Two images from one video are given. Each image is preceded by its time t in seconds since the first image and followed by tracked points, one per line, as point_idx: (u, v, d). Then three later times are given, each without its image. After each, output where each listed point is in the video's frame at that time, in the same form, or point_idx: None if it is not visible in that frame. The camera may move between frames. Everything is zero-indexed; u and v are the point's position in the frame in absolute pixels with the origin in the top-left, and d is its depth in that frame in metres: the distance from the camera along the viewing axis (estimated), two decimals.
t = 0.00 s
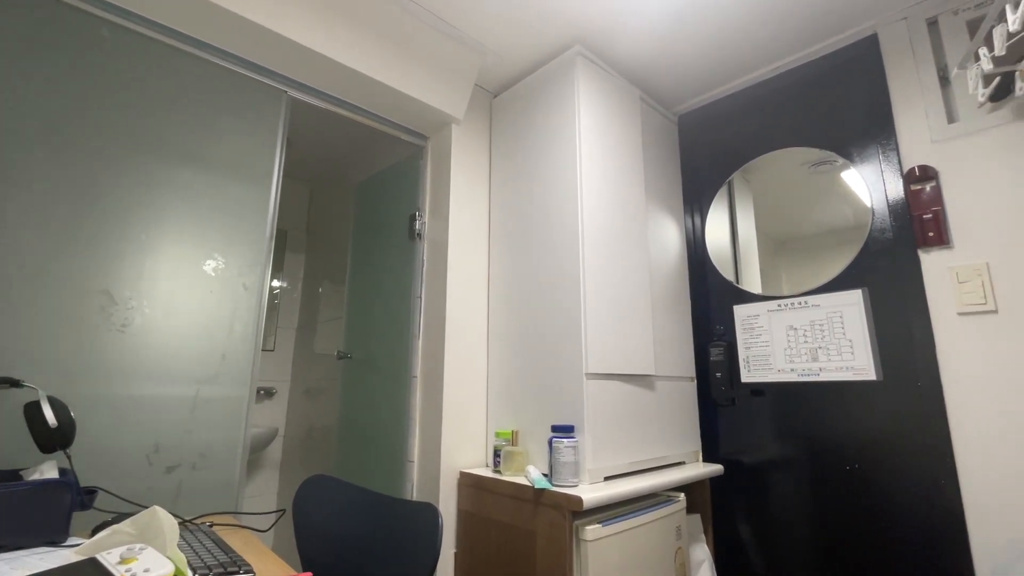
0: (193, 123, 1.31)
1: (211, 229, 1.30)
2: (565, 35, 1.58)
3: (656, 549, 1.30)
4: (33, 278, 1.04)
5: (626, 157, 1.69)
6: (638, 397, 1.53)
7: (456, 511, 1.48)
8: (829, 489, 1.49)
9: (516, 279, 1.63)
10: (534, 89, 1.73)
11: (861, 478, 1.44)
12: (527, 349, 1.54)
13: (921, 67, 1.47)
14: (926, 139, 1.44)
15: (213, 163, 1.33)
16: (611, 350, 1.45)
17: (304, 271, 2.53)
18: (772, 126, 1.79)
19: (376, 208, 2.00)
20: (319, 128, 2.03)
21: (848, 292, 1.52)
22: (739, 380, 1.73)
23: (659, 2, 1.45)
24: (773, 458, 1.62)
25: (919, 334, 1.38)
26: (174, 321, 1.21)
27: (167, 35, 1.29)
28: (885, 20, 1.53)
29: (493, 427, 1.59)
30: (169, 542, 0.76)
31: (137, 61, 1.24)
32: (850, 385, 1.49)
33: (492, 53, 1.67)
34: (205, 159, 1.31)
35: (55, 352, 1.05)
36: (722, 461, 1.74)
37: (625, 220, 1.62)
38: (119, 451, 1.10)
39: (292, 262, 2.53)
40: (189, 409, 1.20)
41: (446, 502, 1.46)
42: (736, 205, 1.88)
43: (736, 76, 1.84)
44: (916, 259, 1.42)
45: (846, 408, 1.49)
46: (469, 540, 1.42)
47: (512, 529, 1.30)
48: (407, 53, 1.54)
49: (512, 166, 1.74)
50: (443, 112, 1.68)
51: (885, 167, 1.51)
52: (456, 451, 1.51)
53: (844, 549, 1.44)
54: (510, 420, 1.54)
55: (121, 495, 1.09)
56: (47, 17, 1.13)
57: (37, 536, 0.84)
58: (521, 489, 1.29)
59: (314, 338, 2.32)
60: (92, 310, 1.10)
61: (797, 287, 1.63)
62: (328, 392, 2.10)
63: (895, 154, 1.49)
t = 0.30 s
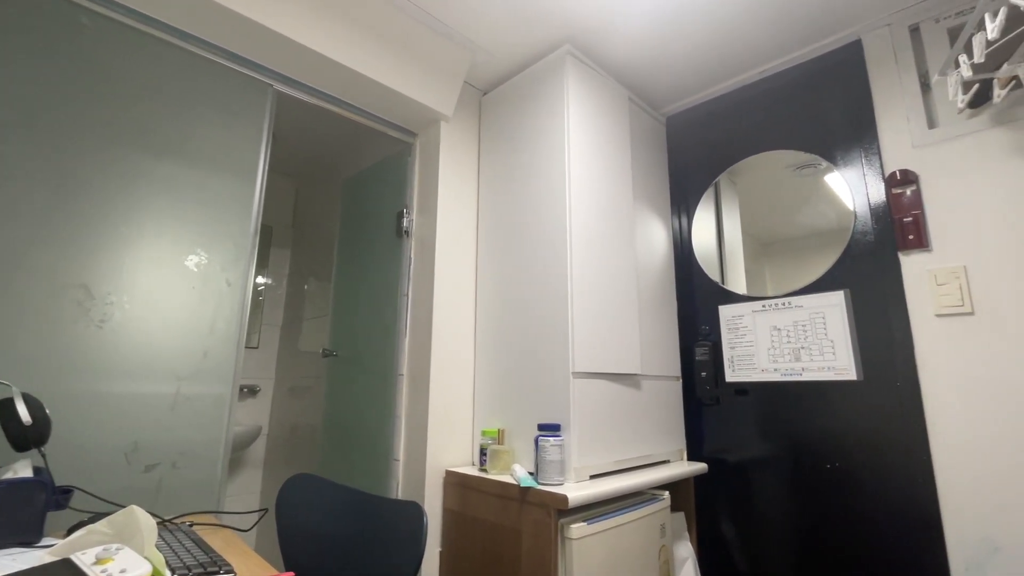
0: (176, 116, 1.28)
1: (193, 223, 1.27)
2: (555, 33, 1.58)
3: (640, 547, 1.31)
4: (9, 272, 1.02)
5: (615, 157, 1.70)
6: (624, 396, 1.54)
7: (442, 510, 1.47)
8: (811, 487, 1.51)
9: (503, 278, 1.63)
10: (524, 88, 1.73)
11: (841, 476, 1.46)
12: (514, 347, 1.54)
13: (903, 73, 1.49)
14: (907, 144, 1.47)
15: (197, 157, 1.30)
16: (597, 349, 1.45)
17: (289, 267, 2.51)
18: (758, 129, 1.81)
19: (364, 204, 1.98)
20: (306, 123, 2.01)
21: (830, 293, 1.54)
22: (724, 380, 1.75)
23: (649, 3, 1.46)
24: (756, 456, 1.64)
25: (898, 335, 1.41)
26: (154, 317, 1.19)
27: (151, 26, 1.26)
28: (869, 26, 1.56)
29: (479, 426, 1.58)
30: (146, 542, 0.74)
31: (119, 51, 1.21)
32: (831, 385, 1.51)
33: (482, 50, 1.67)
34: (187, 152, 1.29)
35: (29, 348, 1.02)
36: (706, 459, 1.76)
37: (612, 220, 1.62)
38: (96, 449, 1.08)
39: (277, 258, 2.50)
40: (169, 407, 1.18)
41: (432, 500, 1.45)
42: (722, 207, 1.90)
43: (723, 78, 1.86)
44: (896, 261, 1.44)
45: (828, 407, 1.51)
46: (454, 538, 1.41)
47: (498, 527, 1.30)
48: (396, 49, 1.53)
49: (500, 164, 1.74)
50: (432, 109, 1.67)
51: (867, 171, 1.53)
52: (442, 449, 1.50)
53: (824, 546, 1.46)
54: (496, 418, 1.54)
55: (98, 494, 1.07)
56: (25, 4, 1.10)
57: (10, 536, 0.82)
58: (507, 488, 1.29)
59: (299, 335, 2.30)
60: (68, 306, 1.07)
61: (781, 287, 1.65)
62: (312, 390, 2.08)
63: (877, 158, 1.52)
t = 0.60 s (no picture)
0: (155, 107, 1.25)
1: (173, 216, 1.25)
2: (544, 31, 1.58)
3: (622, 545, 1.32)
4: None
5: (602, 156, 1.70)
6: (608, 395, 1.55)
7: (424, 508, 1.46)
8: (790, 485, 1.53)
9: (489, 276, 1.62)
10: (512, 85, 1.72)
11: (819, 474, 1.49)
12: (499, 346, 1.54)
13: (884, 79, 1.52)
14: (886, 149, 1.50)
15: (177, 149, 1.28)
16: (582, 348, 1.46)
17: (272, 263, 2.47)
18: (743, 131, 1.83)
19: (349, 200, 1.96)
20: (291, 117, 1.98)
21: (811, 294, 1.57)
22: (707, 379, 1.77)
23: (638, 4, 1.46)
24: (737, 454, 1.66)
25: (876, 336, 1.44)
26: (131, 312, 1.16)
27: (130, 13, 1.23)
28: (851, 32, 1.59)
29: (464, 424, 1.58)
30: (119, 542, 0.73)
31: (95, 39, 1.18)
32: (811, 384, 1.54)
33: (470, 47, 1.66)
34: (167, 144, 1.26)
35: None
36: (688, 457, 1.78)
37: (599, 219, 1.63)
38: (69, 447, 1.05)
39: (259, 254, 2.46)
40: (145, 404, 1.15)
41: (415, 499, 1.44)
42: (706, 208, 1.92)
43: (709, 80, 1.88)
44: (875, 264, 1.47)
45: (807, 406, 1.54)
46: (437, 536, 1.41)
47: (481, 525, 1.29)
48: (383, 43, 1.51)
49: (487, 161, 1.73)
50: (420, 105, 1.66)
51: (848, 174, 1.56)
52: (425, 447, 1.50)
53: (803, 542, 1.48)
54: (480, 417, 1.53)
55: (70, 493, 1.04)
56: None
57: None
58: (490, 486, 1.29)
59: (281, 332, 2.27)
60: (41, 300, 1.04)
61: (764, 288, 1.67)
62: (295, 387, 2.06)
63: (858, 162, 1.55)
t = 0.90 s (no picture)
0: (136, 98, 1.23)
1: (152, 209, 1.22)
2: (533, 30, 1.58)
3: (605, 543, 1.32)
4: None
5: (589, 156, 1.71)
6: (593, 394, 1.55)
7: (408, 507, 1.45)
8: (771, 483, 1.56)
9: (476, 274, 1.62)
10: (500, 84, 1.72)
11: (799, 473, 1.51)
12: (485, 344, 1.53)
13: (866, 86, 1.55)
14: (868, 154, 1.53)
15: (158, 141, 1.25)
16: (568, 347, 1.46)
17: (255, 259, 2.43)
18: (729, 134, 1.85)
19: (334, 197, 1.94)
20: (276, 111, 1.95)
21: (793, 296, 1.59)
22: (691, 379, 1.79)
23: (628, 5, 1.47)
24: (719, 453, 1.68)
25: (855, 338, 1.47)
26: (109, 307, 1.13)
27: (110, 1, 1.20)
28: (835, 38, 1.61)
29: (448, 423, 1.57)
30: (92, 543, 0.71)
31: (74, 26, 1.15)
32: (792, 385, 1.56)
33: (459, 44, 1.65)
34: (147, 135, 1.23)
35: None
36: (671, 456, 1.79)
37: (585, 219, 1.64)
38: (42, 445, 1.02)
39: (242, 250, 2.42)
40: (123, 401, 1.13)
41: (398, 498, 1.43)
42: (692, 209, 1.94)
43: (696, 83, 1.89)
44: (855, 267, 1.50)
45: (788, 406, 1.56)
46: (420, 536, 1.40)
47: (465, 524, 1.29)
48: (371, 38, 1.49)
49: (475, 159, 1.73)
50: (408, 102, 1.64)
51: (830, 179, 1.59)
52: (409, 446, 1.49)
53: (782, 540, 1.51)
54: (465, 416, 1.53)
55: (43, 492, 1.01)
56: None
57: None
58: (475, 484, 1.29)
59: (264, 329, 2.24)
60: (14, 293, 1.01)
61: (747, 290, 1.69)
62: (277, 385, 2.03)
63: (839, 167, 1.57)
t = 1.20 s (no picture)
0: (115, 90, 1.20)
1: (130, 204, 1.19)
2: (522, 30, 1.58)
3: (588, 543, 1.33)
4: None
5: (576, 157, 1.71)
6: (577, 395, 1.56)
7: (390, 507, 1.44)
8: (751, 483, 1.58)
9: (461, 274, 1.61)
10: (488, 83, 1.71)
11: (778, 473, 1.53)
12: (470, 344, 1.53)
13: (847, 93, 1.58)
14: (848, 160, 1.56)
15: (137, 134, 1.22)
16: (552, 347, 1.46)
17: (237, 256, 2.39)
18: (714, 137, 1.87)
19: (319, 194, 1.92)
20: (260, 105, 1.92)
21: (774, 298, 1.62)
22: (674, 379, 1.80)
23: (616, 7, 1.48)
24: (701, 453, 1.70)
25: (834, 340, 1.49)
26: (83, 303, 1.10)
27: None
28: (817, 46, 1.64)
29: (432, 422, 1.57)
30: (62, 546, 0.69)
31: (50, 14, 1.12)
32: (772, 386, 1.59)
33: (447, 42, 1.64)
34: (125, 128, 1.21)
35: None
36: (654, 456, 1.81)
37: (571, 219, 1.64)
38: (11, 444, 0.99)
39: (224, 246, 2.38)
40: (97, 399, 1.10)
41: (380, 498, 1.42)
42: (677, 211, 1.95)
43: (682, 86, 1.91)
44: (835, 270, 1.53)
45: (768, 407, 1.58)
46: (402, 536, 1.39)
47: (447, 525, 1.28)
48: (359, 34, 1.48)
49: (462, 158, 1.72)
50: (395, 100, 1.63)
51: (811, 184, 1.61)
52: (393, 446, 1.47)
53: (761, 539, 1.53)
54: (449, 415, 1.52)
55: (12, 493, 0.98)
56: None
57: None
58: (458, 484, 1.28)
59: (246, 327, 2.21)
60: None
61: (730, 292, 1.71)
62: (258, 384, 2.00)
63: (821, 172, 1.60)
